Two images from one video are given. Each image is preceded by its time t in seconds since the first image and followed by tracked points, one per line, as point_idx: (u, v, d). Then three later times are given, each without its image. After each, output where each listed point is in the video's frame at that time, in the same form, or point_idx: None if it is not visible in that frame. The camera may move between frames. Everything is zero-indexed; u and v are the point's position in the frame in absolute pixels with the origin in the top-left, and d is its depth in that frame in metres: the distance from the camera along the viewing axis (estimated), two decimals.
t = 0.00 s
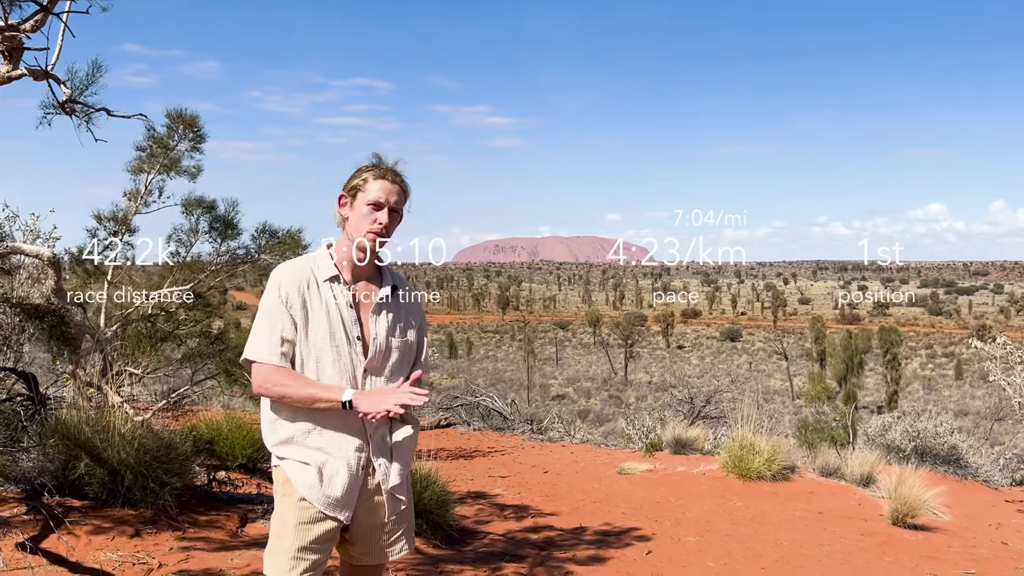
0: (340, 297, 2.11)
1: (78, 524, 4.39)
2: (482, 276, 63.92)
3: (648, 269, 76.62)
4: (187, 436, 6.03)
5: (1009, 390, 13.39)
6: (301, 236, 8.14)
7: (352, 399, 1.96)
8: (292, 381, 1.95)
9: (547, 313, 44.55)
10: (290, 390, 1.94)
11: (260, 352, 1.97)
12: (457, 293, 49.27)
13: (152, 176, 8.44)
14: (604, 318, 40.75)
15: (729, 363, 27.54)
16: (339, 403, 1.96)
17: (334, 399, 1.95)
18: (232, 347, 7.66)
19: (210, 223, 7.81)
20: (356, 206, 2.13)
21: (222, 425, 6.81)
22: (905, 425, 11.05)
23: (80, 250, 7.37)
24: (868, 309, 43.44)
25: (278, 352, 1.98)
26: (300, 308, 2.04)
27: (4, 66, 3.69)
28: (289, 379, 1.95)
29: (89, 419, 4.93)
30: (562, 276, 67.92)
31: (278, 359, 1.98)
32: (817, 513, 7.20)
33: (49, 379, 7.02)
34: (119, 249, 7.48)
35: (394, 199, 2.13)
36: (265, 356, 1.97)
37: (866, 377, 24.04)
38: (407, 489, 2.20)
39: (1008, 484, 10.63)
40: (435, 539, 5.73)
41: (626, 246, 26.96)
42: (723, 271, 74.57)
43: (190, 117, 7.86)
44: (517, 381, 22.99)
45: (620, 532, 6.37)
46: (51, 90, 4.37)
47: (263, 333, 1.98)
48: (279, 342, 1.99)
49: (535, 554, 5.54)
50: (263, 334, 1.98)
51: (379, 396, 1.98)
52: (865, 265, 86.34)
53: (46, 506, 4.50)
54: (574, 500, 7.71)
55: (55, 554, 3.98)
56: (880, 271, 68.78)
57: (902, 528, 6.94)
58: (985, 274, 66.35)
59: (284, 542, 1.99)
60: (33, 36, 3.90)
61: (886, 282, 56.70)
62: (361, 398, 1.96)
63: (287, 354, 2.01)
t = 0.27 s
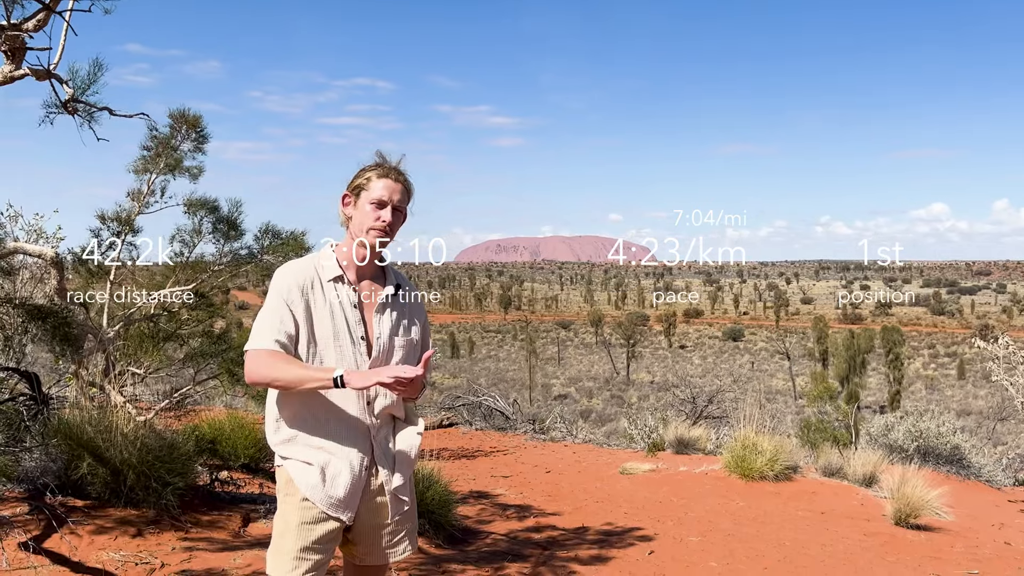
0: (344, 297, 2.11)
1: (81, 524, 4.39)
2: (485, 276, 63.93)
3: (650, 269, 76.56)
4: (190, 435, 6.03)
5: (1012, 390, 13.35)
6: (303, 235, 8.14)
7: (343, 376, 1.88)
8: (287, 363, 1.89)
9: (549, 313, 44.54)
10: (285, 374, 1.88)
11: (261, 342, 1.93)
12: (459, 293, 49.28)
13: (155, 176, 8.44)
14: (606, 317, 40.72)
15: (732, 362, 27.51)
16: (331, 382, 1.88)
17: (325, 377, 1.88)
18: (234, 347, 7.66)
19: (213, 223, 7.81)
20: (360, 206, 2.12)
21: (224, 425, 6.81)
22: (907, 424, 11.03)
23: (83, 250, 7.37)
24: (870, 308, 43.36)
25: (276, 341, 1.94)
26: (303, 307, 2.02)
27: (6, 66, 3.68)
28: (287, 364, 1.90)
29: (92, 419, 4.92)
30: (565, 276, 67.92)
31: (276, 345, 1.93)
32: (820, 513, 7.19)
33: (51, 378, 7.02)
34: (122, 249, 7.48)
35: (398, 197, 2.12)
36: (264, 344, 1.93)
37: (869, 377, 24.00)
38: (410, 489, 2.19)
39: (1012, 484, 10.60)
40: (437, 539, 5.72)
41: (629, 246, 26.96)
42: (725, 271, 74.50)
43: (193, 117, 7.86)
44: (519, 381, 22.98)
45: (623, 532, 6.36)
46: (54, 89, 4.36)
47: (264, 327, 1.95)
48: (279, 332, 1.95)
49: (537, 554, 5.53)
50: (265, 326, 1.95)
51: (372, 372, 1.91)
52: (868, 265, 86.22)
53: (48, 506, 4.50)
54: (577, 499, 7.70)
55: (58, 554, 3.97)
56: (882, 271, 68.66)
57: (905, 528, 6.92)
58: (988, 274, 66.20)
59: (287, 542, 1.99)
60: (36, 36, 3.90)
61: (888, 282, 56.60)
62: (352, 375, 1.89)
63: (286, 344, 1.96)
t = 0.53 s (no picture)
0: (347, 295, 2.10)
1: (82, 524, 4.38)
2: (486, 276, 63.95)
3: (652, 269, 76.53)
4: (191, 436, 6.02)
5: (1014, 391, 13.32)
6: (304, 235, 8.14)
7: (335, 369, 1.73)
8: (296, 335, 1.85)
9: (550, 313, 44.55)
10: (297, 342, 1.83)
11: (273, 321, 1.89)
12: (461, 293, 49.30)
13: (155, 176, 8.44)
14: (608, 318, 40.73)
15: (733, 363, 27.48)
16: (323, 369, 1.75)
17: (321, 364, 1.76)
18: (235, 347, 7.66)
19: (213, 223, 7.80)
20: (365, 205, 2.11)
21: (226, 425, 6.81)
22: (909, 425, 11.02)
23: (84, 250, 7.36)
24: (872, 309, 43.31)
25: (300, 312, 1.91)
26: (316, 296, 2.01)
27: (6, 65, 3.68)
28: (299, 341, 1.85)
29: (93, 420, 4.92)
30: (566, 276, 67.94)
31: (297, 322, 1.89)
32: (821, 513, 7.18)
33: (53, 379, 7.03)
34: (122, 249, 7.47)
35: (402, 196, 2.12)
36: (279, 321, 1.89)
37: (871, 377, 23.99)
38: (411, 489, 2.19)
39: (1014, 485, 10.58)
40: (439, 539, 5.72)
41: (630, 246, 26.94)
42: (726, 271, 74.47)
43: (193, 117, 7.86)
44: (521, 381, 22.99)
45: (625, 533, 6.35)
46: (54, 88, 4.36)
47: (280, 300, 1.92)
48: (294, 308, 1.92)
49: (538, 554, 5.53)
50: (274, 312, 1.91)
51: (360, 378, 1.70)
52: (870, 265, 86.16)
53: (49, 506, 4.50)
54: (578, 500, 7.69)
55: (58, 554, 3.97)
56: (884, 271, 68.59)
57: (907, 528, 6.91)
58: (990, 274, 66.12)
59: (289, 542, 1.98)
60: (37, 35, 3.89)
61: (890, 283, 56.54)
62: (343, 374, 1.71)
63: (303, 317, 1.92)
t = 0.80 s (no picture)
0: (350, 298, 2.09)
1: (82, 524, 4.39)
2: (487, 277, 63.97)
3: (653, 269, 76.50)
4: (191, 436, 6.03)
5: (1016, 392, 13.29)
6: (304, 235, 8.14)
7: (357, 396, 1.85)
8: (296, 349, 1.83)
9: (552, 313, 44.55)
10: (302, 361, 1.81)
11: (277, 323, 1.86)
12: (462, 293, 49.31)
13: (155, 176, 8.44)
14: (609, 318, 40.71)
15: (734, 363, 27.47)
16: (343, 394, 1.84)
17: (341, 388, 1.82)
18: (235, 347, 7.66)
19: (212, 223, 7.80)
20: (371, 204, 2.11)
21: (226, 426, 6.81)
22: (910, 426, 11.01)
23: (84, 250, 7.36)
24: (874, 309, 43.25)
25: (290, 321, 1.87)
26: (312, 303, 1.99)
27: (6, 65, 3.68)
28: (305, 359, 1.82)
29: (93, 420, 4.93)
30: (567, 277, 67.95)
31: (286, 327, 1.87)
32: (822, 514, 7.17)
33: (53, 378, 7.03)
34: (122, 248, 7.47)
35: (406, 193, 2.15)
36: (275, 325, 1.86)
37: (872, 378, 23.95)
38: (411, 490, 2.19)
39: (1015, 486, 10.55)
40: (439, 540, 5.72)
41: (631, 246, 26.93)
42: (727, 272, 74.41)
43: (192, 116, 7.86)
44: (522, 381, 22.99)
45: (625, 534, 6.34)
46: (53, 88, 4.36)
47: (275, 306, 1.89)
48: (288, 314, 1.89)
49: (538, 555, 5.52)
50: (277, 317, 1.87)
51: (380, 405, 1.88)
52: (872, 265, 86.10)
53: (49, 506, 4.50)
54: (579, 501, 7.69)
55: (58, 555, 3.97)
56: (885, 271, 68.50)
57: (908, 530, 6.89)
58: (992, 275, 66.01)
59: (290, 544, 1.98)
60: (36, 35, 3.89)
61: (891, 283, 56.46)
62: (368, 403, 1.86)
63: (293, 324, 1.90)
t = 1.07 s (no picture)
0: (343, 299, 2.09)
1: (81, 525, 4.38)
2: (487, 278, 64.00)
3: (653, 270, 76.52)
4: (191, 436, 6.02)
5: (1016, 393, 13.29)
6: (304, 237, 8.15)
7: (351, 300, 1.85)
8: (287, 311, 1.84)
9: (552, 314, 44.57)
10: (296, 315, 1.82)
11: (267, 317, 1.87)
12: (462, 294, 49.32)
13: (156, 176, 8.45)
14: (609, 319, 40.70)
15: (734, 364, 27.47)
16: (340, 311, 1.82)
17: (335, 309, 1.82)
18: (236, 347, 7.66)
19: (212, 224, 7.80)
20: (360, 202, 2.09)
21: (226, 427, 6.82)
22: (910, 427, 11.01)
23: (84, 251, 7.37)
24: (874, 311, 43.24)
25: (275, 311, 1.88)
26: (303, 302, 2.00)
27: (6, 67, 3.68)
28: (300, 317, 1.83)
29: (93, 420, 4.93)
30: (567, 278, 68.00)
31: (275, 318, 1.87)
32: (822, 516, 7.17)
33: (53, 379, 7.05)
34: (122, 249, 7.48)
35: (394, 189, 2.13)
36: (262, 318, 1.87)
37: (872, 379, 23.96)
38: (410, 492, 2.19)
39: (1015, 487, 10.55)
40: (438, 541, 5.72)
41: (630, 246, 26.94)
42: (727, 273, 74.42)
43: (192, 117, 7.87)
44: (522, 382, 22.99)
45: (624, 535, 6.34)
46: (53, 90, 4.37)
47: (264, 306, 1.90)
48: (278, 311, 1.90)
49: (538, 557, 5.52)
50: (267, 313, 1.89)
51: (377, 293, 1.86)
52: (872, 266, 86.11)
53: (48, 506, 4.50)
54: (578, 502, 7.69)
55: (57, 555, 3.97)
56: (885, 273, 68.51)
57: (908, 531, 6.89)
58: (992, 276, 66.00)
59: (290, 544, 1.98)
60: (37, 37, 3.90)
61: (891, 284, 56.46)
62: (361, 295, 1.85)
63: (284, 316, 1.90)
